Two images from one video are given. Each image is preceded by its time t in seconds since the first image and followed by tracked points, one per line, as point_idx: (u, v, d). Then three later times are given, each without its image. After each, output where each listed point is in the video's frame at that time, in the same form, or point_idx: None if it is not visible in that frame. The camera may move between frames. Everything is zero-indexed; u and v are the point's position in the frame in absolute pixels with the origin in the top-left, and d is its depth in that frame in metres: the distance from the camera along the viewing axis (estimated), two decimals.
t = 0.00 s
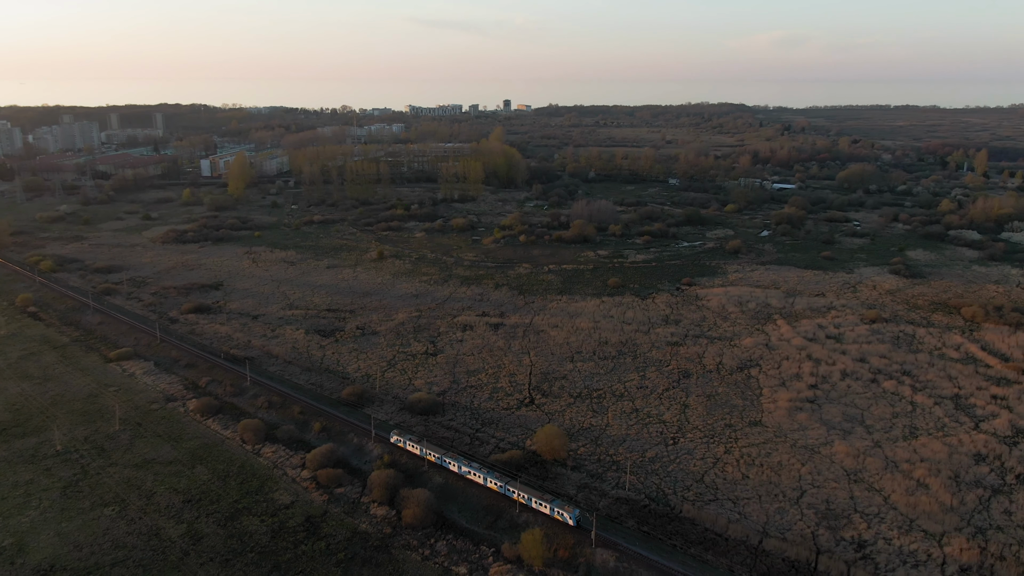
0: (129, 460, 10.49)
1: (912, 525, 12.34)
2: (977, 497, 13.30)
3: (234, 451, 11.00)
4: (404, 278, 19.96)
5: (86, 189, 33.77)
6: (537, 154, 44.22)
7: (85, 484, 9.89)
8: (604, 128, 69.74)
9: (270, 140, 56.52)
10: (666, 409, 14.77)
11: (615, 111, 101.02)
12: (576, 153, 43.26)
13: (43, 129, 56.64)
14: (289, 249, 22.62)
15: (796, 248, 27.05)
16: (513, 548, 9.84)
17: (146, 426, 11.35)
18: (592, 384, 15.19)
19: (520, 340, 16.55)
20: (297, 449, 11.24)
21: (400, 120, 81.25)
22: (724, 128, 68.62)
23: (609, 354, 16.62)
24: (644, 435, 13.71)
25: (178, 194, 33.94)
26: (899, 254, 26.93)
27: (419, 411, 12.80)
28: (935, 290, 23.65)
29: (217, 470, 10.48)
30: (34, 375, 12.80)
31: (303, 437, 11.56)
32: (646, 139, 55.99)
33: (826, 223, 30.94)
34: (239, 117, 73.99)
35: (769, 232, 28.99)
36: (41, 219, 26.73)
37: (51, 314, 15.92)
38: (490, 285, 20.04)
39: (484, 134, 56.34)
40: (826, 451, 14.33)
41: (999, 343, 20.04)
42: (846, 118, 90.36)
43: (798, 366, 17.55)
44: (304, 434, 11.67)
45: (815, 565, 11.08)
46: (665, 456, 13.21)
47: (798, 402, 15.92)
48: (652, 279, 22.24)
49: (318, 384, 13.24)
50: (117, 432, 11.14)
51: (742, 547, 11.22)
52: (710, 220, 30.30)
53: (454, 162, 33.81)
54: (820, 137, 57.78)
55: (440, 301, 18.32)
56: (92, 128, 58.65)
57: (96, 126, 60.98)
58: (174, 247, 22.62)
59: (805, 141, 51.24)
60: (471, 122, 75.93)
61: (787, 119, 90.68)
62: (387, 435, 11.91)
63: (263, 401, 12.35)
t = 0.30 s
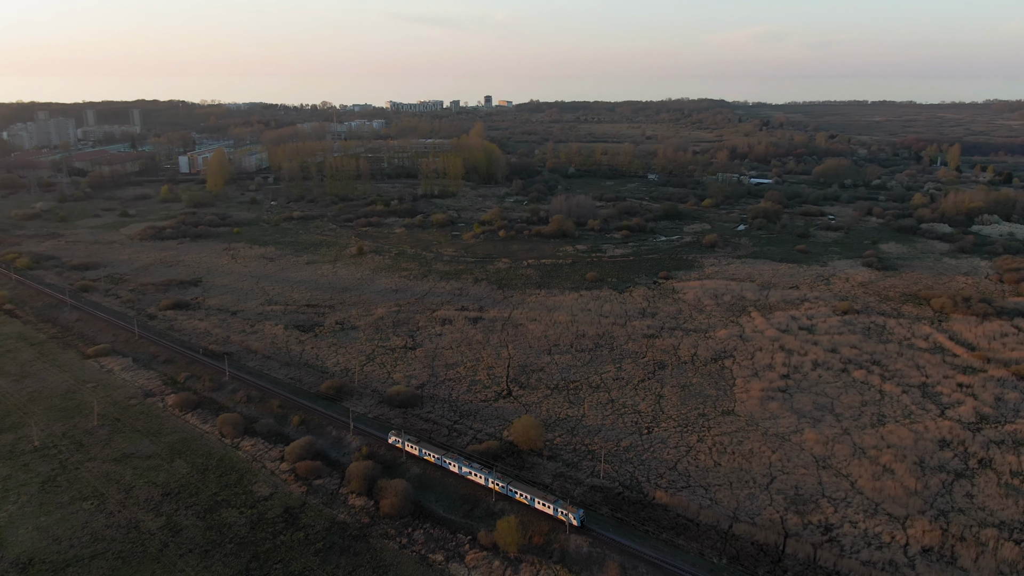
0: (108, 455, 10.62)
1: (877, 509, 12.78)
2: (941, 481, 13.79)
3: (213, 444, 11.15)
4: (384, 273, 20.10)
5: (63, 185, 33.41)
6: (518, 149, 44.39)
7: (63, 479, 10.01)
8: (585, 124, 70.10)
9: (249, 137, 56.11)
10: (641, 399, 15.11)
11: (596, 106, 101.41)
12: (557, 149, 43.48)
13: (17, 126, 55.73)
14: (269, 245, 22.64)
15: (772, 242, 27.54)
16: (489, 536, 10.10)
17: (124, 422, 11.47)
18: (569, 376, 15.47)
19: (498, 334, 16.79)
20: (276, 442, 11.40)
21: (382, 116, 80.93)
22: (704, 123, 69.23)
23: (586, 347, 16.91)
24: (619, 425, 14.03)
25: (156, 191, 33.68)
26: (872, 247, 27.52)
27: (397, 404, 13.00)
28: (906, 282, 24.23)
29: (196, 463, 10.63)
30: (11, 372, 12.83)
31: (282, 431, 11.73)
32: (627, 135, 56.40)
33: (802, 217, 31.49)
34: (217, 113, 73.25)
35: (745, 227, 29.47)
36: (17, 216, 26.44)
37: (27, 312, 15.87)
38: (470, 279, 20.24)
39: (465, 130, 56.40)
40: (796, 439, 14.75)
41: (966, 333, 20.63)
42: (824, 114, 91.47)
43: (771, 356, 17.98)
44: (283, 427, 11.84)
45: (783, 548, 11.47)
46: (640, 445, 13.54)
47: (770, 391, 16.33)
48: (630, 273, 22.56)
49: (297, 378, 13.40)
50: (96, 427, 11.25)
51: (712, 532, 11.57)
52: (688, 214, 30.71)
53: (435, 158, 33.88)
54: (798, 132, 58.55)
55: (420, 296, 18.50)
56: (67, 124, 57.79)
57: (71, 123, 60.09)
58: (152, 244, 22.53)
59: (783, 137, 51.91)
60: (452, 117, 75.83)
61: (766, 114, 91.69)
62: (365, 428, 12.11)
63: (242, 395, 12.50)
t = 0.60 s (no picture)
0: (85, 450, 10.74)
1: (843, 494, 13.22)
2: (905, 466, 14.26)
3: (191, 439, 11.30)
4: (363, 269, 20.23)
5: (37, 182, 33.04)
6: (498, 145, 44.55)
7: (40, 474, 10.13)
8: (565, 120, 70.39)
9: (227, 133, 55.68)
10: (616, 391, 15.45)
11: (577, 102, 101.76)
12: (537, 144, 43.71)
13: None
14: (247, 242, 22.65)
15: (747, 236, 28.02)
16: (464, 524, 10.36)
17: (101, 418, 11.59)
18: (546, 368, 15.76)
19: (476, 328, 17.02)
20: (254, 436, 11.57)
21: (362, 112, 80.60)
22: (683, 119, 69.83)
23: (563, 340, 17.20)
24: (594, 416, 14.36)
25: (133, 188, 33.42)
26: (845, 241, 28.09)
27: (375, 397, 13.20)
28: (877, 275, 24.80)
29: (173, 458, 10.78)
30: None
31: (259, 425, 11.89)
32: (606, 131, 56.77)
33: (777, 211, 32.02)
34: (195, 109, 72.50)
35: (722, 221, 29.93)
36: None
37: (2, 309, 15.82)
38: (448, 275, 20.43)
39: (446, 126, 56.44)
40: (766, 427, 15.16)
41: (934, 324, 21.22)
42: (802, 110, 92.54)
43: (744, 348, 18.39)
44: (261, 421, 12.00)
45: (751, 532, 11.86)
46: (613, 435, 13.88)
47: (741, 381, 16.74)
48: (607, 267, 22.88)
49: (275, 373, 13.55)
50: (73, 423, 11.36)
51: (682, 518, 11.93)
52: (665, 209, 31.09)
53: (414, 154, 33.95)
54: (776, 128, 59.29)
55: (399, 291, 18.67)
56: (42, 120, 56.93)
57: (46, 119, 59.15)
58: (129, 241, 22.44)
59: (761, 132, 52.57)
60: (433, 113, 75.74)
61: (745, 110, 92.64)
62: (343, 421, 12.31)
63: (220, 390, 12.64)
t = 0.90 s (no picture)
0: (61, 446, 10.86)
1: (809, 480, 13.67)
2: (870, 452, 14.75)
3: (167, 434, 11.45)
4: (340, 265, 20.35)
5: (10, 180, 32.63)
6: (478, 141, 44.68)
7: (15, 470, 10.24)
8: (545, 116, 70.64)
9: (204, 129, 55.18)
10: (590, 382, 15.78)
11: (557, 98, 101.96)
12: (516, 140, 43.90)
13: None
14: (224, 238, 22.65)
15: (722, 230, 28.48)
16: (439, 514, 10.61)
17: (77, 414, 11.71)
18: (521, 361, 16.04)
19: (453, 322, 17.25)
20: (230, 430, 11.73)
21: (341, 108, 80.18)
22: (662, 115, 70.37)
23: (539, 334, 17.48)
24: (568, 407, 14.68)
25: (108, 185, 33.13)
26: (818, 235, 28.65)
27: (352, 391, 13.40)
28: (849, 268, 25.37)
29: (149, 452, 10.92)
30: None
31: (235, 419, 12.06)
32: (586, 127, 57.11)
33: (752, 205, 32.54)
34: (171, 105, 71.67)
35: (698, 216, 30.37)
36: None
37: None
38: (426, 270, 20.62)
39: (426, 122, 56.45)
40: (736, 417, 15.57)
41: (902, 315, 21.80)
42: (779, 105, 93.57)
43: (716, 339, 18.81)
44: (237, 416, 12.16)
45: (719, 518, 12.24)
46: (587, 426, 14.21)
47: (713, 372, 17.14)
48: (584, 262, 23.19)
49: (251, 368, 13.72)
50: (48, 420, 11.47)
51: (653, 505, 12.28)
52: (642, 204, 31.48)
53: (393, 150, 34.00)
54: (754, 124, 60.01)
55: (376, 287, 18.83)
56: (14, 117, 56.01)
57: (18, 116, 58.15)
58: (104, 238, 22.34)
59: (738, 127, 53.15)
60: (412, 109, 75.61)
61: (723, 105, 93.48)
62: (319, 415, 12.50)
63: (196, 386, 12.80)
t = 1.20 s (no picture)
0: (35, 443, 10.97)
1: (775, 466, 14.09)
2: (835, 440, 15.22)
3: (142, 429, 11.60)
4: (317, 261, 20.46)
5: None
6: (457, 137, 44.80)
7: None
8: (525, 112, 70.86)
9: (180, 125, 54.69)
10: (564, 375, 16.10)
11: (537, 94, 102.08)
12: (495, 136, 44.07)
13: None
14: (200, 235, 22.65)
15: (697, 224, 28.94)
16: (412, 504, 10.85)
17: (51, 411, 11.81)
18: (497, 354, 16.31)
19: (429, 317, 17.47)
20: (205, 425, 11.89)
21: (319, 105, 79.75)
22: (641, 111, 70.89)
23: (515, 327, 17.76)
24: (542, 399, 14.99)
25: (82, 182, 32.83)
26: (791, 228, 29.22)
27: (327, 385, 13.59)
28: (820, 261, 25.94)
29: (124, 448, 11.06)
30: None
31: (211, 414, 12.21)
32: (565, 122, 57.46)
33: (728, 200, 33.05)
34: (146, 101, 70.82)
35: (674, 210, 30.81)
36: None
37: None
38: (403, 265, 20.79)
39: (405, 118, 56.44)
40: (706, 406, 15.98)
41: (871, 306, 22.38)
42: (757, 101, 94.60)
43: (689, 331, 19.22)
44: (212, 411, 12.32)
45: (687, 505, 12.61)
46: (560, 417, 14.53)
47: (685, 363, 17.56)
48: (560, 256, 23.49)
49: (227, 364, 13.87)
50: (21, 417, 11.56)
51: (623, 492, 12.62)
52: (619, 199, 31.86)
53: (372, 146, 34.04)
54: (731, 119, 60.75)
55: (353, 282, 18.98)
56: None
57: None
58: (78, 235, 22.23)
59: (715, 123, 53.75)
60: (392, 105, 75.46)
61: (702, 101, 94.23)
62: (294, 409, 12.68)
63: (171, 381, 12.95)
